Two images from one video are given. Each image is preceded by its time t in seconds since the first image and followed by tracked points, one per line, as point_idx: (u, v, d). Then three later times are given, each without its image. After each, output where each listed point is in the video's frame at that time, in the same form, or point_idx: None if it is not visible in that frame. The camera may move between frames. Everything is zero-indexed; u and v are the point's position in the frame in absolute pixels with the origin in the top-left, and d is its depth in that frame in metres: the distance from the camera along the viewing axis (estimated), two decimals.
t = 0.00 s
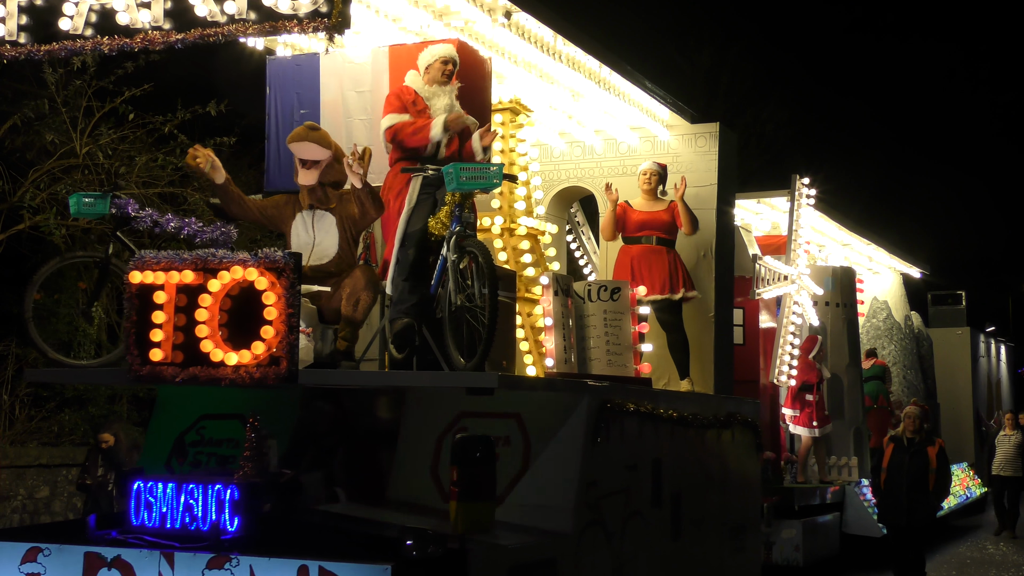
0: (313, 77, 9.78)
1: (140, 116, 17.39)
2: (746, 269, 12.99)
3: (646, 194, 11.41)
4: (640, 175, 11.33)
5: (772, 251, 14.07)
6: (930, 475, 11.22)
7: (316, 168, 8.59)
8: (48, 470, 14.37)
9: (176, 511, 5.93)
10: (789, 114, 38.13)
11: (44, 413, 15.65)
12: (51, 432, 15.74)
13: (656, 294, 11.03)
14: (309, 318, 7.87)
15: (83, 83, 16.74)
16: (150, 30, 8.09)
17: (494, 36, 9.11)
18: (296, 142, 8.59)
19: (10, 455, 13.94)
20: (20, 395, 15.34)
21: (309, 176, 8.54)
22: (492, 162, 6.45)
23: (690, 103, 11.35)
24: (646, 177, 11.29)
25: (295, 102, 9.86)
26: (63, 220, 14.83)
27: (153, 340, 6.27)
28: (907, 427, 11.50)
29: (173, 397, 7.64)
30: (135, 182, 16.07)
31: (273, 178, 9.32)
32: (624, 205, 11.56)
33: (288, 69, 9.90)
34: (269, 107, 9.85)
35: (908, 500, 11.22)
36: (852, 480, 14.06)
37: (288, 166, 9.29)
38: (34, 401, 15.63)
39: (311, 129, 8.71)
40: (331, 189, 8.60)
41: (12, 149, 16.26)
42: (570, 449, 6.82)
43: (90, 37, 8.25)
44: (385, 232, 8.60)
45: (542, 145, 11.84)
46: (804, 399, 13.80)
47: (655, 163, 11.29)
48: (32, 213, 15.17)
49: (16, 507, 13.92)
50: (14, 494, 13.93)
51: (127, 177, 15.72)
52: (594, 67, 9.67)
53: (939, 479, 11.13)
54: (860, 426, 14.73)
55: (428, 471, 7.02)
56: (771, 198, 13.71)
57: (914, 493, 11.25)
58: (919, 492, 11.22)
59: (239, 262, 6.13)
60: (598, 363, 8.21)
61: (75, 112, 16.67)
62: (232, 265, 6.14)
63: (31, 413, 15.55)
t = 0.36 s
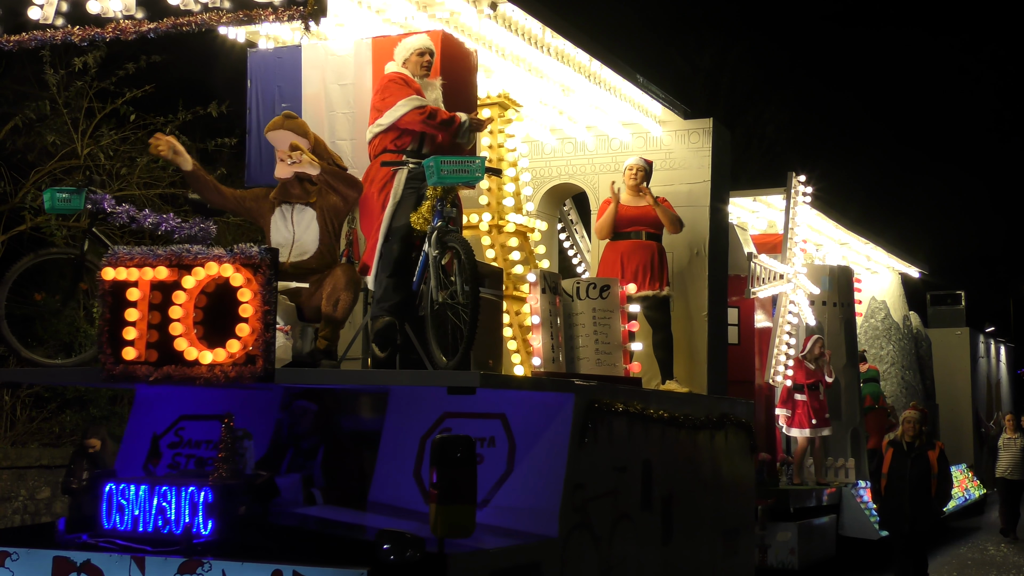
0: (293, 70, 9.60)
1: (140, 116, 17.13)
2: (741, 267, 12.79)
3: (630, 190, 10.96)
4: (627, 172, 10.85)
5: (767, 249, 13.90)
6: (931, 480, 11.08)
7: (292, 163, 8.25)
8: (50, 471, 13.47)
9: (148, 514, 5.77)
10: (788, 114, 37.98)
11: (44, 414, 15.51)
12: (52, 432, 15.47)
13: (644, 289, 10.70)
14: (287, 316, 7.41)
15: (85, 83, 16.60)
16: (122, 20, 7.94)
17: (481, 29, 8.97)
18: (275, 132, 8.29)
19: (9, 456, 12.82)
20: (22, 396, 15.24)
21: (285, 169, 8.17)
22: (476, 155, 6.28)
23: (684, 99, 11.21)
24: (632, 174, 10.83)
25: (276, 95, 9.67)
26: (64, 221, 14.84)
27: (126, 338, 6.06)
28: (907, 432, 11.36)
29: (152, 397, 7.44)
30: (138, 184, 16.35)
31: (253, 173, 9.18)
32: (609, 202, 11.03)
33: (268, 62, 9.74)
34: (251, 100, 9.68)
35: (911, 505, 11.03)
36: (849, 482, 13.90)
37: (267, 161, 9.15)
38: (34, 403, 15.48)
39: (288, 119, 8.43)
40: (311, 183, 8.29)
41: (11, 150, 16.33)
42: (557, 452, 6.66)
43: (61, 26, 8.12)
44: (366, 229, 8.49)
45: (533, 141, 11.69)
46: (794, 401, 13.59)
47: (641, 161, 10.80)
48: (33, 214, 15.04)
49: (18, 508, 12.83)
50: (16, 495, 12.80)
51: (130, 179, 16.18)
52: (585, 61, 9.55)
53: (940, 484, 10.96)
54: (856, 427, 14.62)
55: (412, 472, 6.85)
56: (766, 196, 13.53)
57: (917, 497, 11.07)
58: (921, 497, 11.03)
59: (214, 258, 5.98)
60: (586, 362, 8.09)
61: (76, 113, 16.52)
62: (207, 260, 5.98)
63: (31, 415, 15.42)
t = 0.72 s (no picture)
0: (273, 61, 8.95)
1: (143, 118, 17.39)
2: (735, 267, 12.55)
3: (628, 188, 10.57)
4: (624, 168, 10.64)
5: (763, 249, 13.73)
6: (929, 480, 10.96)
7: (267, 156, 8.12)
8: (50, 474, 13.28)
9: (119, 518, 5.59)
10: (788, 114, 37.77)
11: (45, 415, 15.35)
12: (53, 433, 15.34)
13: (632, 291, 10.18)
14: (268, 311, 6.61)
15: (85, 85, 16.51)
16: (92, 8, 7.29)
17: (464, 18, 8.38)
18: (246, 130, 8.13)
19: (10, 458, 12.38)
20: (22, 398, 15.11)
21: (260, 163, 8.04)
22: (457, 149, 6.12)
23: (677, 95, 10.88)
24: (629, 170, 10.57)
25: (258, 88, 9.03)
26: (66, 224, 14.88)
27: (98, 336, 5.90)
28: (902, 432, 11.20)
29: (131, 397, 7.25)
30: (138, 185, 16.66)
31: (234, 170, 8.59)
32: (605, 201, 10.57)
33: (249, 54, 9.12)
34: (231, 94, 9.06)
35: (911, 508, 10.85)
36: (846, 485, 13.74)
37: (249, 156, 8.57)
38: (35, 404, 15.32)
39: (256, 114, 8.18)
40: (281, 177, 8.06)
41: (15, 150, 16.06)
42: (542, 454, 6.48)
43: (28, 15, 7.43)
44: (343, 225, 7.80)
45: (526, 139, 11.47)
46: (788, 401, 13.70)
47: (640, 157, 10.56)
48: (32, 215, 14.92)
49: (19, 509, 12.38)
50: (17, 495, 12.37)
51: (132, 181, 16.52)
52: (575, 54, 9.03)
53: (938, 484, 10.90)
54: (855, 429, 14.01)
55: (393, 474, 6.68)
56: (762, 195, 13.37)
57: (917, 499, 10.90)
58: (920, 499, 10.86)
59: (188, 254, 5.80)
60: (576, 364, 7.62)
61: (76, 114, 16.50)
62: (182, 257, 5.80)
63: (31, 416, 15.26)
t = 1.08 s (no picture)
0: (254, 55, 8.80)
1: (143, 120, 17.40)
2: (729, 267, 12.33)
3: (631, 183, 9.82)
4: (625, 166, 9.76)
5: (758, 248, 13.57)
6: (929, 482, 10.77)
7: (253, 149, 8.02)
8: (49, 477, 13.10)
9: (87, 522, 5.39)
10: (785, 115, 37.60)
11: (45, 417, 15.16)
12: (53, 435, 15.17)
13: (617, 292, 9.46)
14: (240, 309, 6.47)
15: (87, 87, 16.82)
16: None
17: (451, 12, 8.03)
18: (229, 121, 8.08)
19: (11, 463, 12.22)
20: (23, 399, 14.94)
21: (242, 159, 7.94)
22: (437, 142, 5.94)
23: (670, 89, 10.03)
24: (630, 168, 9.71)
25: (238, 81, 8.90)
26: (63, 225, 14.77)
27: (67, 334, 5.71)
28: (901, 433, 11.02)
29: (107, 398, 7.06)
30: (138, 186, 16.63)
31: (212, 164, 8.53)
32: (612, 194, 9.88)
33: (229, 46, 8.97)
34: (211, 87, 8.94)
35: (911, 511, 10.68)
36: (843, 488, 13.60)
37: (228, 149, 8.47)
38: (36, 406, 15.15)
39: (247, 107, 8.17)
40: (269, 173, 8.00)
41: (17, 152, 16.22)
42: (526, 456, 6.31)
43: None
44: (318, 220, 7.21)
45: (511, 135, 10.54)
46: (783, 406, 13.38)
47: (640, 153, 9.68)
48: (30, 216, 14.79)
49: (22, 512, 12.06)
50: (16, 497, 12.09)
51: (132, 182, 16.50)
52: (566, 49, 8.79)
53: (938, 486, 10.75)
54: (850, 431, 14.13)
55: (373, 477, 6.54)
56: (757, 193, 13.21)
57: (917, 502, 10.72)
58: (921, 501, 10.70)
59: (159, 249, 5.60)
60: (563, 363, 7.41)
61: (77, 117, 16.64)
62: (152, 252, 5.61)
63: (32, 418, 15.09)
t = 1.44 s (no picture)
0: (233, 45, 8.60)
1: (143, 120, 17.33)
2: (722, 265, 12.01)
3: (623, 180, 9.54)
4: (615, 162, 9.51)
5: (752, 246, 13.39)
6: (934, 488, 10.55)
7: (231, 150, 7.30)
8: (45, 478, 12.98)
9: (52, 525, 5.20)
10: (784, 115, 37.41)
11: (44, 417, 15.03)
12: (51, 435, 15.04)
13: (606, 290, 9.31)
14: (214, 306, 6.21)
15: (87, 87, 16.71)
16: None
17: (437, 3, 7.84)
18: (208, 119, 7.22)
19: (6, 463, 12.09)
20: (22, 400, 14.82)
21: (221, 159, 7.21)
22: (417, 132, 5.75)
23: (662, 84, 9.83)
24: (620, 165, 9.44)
25: (216, 73, 8.67)
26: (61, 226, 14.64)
27: (33, 331, 5.51)
28: (907, 437, 10.80)
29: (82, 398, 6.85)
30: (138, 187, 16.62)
31: (189, 155, 7.69)
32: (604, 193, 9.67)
33: (207, 37, 8.74)
34: (188, 79, 8.70)
35: (913, 515, 10.52)
36: (838, 489, 13.42)
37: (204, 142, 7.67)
38: (35, 406, 15.03)
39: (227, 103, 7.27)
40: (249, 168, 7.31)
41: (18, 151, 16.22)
42: (511, 459, 6.18)
43: None
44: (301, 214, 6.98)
45: (501, 130, 10.36)
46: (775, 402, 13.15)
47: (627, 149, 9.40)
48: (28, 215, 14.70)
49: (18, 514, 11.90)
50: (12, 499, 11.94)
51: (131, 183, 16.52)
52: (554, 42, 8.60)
53: (943, 492, 10.49)
54: (847, 431, 14.04)
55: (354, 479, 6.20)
56: (752, 190, 13.03)
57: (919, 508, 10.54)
58: (923, 507, 10.53)
59: (129, 244, 5.44)
60: (548, 362, 7.26)
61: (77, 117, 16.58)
62: (122, 247, 5.43)
63: (31, 418, 14.97)
